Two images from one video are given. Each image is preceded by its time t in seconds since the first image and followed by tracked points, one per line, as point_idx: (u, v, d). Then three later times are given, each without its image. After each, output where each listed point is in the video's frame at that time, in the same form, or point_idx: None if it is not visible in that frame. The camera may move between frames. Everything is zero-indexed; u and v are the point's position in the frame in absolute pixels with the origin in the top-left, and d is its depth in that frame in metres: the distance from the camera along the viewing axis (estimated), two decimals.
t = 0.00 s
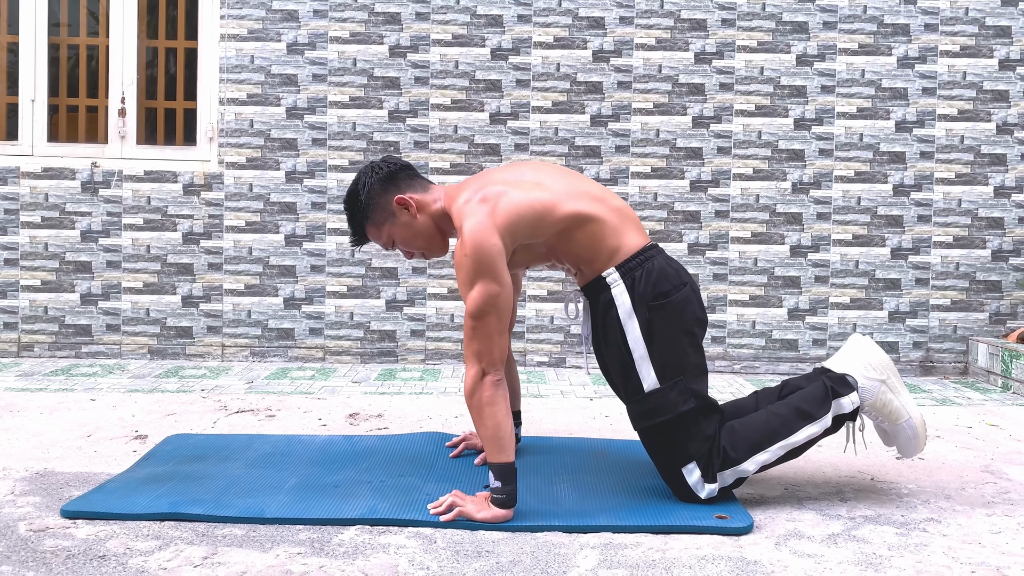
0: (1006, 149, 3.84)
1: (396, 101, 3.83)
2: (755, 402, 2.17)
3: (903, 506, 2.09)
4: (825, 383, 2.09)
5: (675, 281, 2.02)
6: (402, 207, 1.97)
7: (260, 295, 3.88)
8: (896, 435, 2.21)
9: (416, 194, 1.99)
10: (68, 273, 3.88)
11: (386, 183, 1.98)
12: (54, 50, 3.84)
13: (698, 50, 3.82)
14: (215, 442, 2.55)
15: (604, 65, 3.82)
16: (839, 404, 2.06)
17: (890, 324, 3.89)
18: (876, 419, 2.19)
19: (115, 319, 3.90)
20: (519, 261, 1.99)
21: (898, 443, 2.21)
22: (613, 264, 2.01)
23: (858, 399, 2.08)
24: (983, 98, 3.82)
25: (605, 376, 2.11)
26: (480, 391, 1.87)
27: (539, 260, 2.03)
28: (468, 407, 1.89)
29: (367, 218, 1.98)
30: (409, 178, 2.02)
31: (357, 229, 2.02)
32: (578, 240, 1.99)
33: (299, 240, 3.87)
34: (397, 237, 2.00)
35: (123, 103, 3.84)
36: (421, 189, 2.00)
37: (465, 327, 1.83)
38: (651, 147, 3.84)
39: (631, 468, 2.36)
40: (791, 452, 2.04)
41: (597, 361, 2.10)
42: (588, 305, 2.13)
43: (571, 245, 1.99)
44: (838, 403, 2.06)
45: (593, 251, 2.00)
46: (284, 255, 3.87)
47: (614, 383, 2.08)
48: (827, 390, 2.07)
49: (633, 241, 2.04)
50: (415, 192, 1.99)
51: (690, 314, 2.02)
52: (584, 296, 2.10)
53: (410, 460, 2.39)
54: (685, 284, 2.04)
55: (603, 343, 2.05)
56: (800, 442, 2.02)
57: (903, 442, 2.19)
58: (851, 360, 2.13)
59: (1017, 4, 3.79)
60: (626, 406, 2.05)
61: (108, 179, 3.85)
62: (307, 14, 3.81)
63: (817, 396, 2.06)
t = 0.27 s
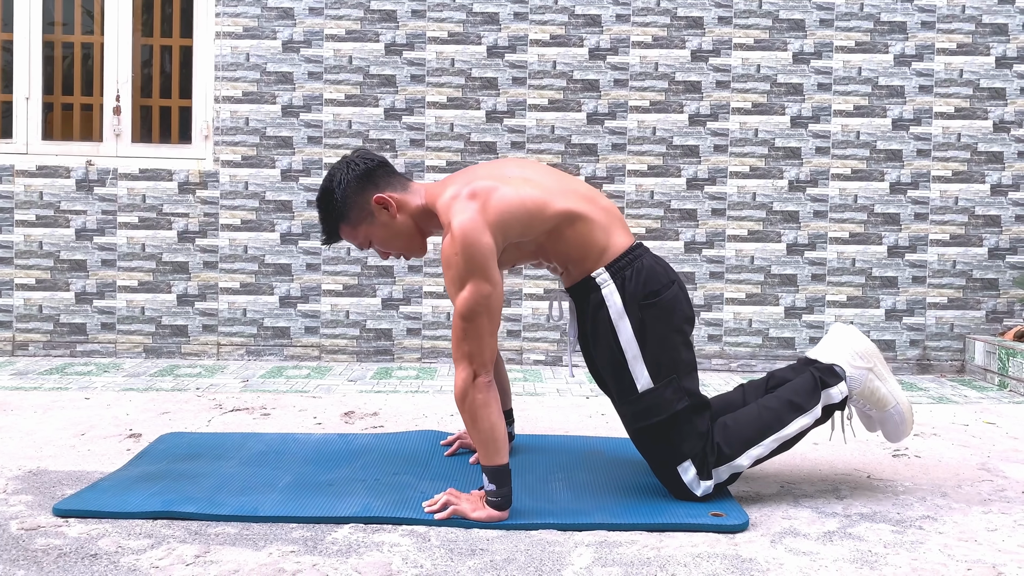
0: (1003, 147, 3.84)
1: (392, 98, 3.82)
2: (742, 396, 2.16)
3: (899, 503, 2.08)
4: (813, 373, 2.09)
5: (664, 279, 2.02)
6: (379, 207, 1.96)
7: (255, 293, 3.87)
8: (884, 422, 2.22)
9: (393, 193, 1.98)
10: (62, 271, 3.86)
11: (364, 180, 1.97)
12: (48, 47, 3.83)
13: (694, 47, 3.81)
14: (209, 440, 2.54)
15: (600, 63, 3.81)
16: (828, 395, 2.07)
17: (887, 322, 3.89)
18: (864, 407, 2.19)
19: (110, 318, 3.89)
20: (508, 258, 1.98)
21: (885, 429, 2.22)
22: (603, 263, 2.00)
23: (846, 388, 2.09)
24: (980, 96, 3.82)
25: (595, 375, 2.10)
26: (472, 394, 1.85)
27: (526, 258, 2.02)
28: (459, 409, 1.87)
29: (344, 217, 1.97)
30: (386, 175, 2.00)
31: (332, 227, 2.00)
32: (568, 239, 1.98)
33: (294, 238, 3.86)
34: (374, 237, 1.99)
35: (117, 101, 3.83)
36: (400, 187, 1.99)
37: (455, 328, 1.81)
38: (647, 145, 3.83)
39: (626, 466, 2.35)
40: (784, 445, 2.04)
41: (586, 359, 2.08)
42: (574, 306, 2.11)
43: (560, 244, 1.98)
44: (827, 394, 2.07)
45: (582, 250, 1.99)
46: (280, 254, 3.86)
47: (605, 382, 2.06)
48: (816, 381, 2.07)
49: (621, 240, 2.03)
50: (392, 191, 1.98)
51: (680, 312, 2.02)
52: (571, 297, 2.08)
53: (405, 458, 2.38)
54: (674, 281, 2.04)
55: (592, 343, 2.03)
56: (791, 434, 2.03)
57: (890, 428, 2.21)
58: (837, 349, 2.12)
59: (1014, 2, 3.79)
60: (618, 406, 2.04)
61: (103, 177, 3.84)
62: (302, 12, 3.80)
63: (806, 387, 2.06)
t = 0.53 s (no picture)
0: (999, 145, 3.84)
1: (388, 96, 3.81)
2: (730, 391, 2.16)
3: (895, 501, 2.08)
4: (798, 365, 2.10)
5: (652, 278, 2.02)
6: (363, 211, 1.95)
7: (251, 292, 3.86)
8: (867, 411, 2.24)
9: (376, 197, 1.97)
10: (57, 270, 3.85)
11: (346, 182, 1.96)
12: (42, 45, 3.82)
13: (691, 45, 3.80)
14: (204, 439, 2.53)
15: (597, 60, 3.81)
16: (814, 386, 2.08)
17: (883, 320, 3.89)
18: (847, 397, 2.20)
19: (106, 317, 3.87)
20: (497, 258, 1.97)
21: (867, 417, 2.24)
22: (592, 263, 1.99)
23: (830, 378, 2.10)
24: (976, 94, 3.82)
25: (584, 377, 2.09)
26: (465, 395, 1.84)
27: (515, 258, 2.01)
28: (452, 411, 1.86)
29: (327, 220, 1.96)
30: (370, 177, 2.00)
31: (313, 231, 1.99)
32: (556, 239, 1.97)
33: (290, 236, 3.85)
34: (356, 241, 1.99)
35: (112, 99, 3.82)
36: (383, 190, 1.99)
37: (446, 330, 1.80)
38: (644, 143, 3.83)
39: (621, 464, 2.35)
40: (775, 437, 2.05)
41: (575, 359, 2.08)
42: (560, 309, 2.10)
43: (549, 244, 1.98)
44: (814, 385, 2.08)
45: (571, 250, 1.99)
46: (276, 252, 3.85)
47: (595, 383, 2.05)
48: (801, 372, 2.08)
49: (609, 240, 2.03)
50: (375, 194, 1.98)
51: (669, 312, 2.02)
52: (559, 299, 2.07)
53: (401, 456, 2.38)
54: (662, 280, 2.04)
55: (582, 343, 2.03)
56: (782, 426, 2.04)
57: (872, 416, 2.22)
58: (819, 340, 2.13)
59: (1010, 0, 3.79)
60: (609, 406, 2.03)
61: (98, 175, 3.83)
62: (298, 10, 3.79)
63: (792, 379, 2.08)
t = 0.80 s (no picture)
0: (997, 143, 3.84)
1: (386, 95, 3.81)
2: (731, 390, 2.16)
3: (893, 499, 2.09)
4: (799, 367, 2.10)
5: (650, 274, 2.02)
6: (368, 207, 1.95)
7: (249, 290, 3.86)
8: (869, 415, 2.24)
9: (382, 194, 1.97)
10: (55, 269, 3.84)
11: (352, 180, 1.97)
12: (39, 43, 3.81)
13: (689, 44, 3.80)
14: (203, 438, 2.53)
15: (595, 59, 3.81)
16: (815, 387, 2.07)
17: (881, 318, 3.90)
18: (849, 400, 2.21)
19: (103, 315, 3.87)
20: (494, 257, 1.97)
21: (869, 422, 2.23)
22: (590, 259, 2.00)
23: (832, 381, 2.10)
24: (973, 93, 3.82)
25: (583, 372, 2.09)
26: (463, 390, 1.85)
27: (513, 255, 2.01)
28: (450, 406, 1.86)
29: (332, 216, 1.96)
30: (376, 175, 2.00)
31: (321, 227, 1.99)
32: (553, 236, 1.97)
33: (288, 235, 3.85)
34: (362, 237, 1.99)
35: (110, 97, 3.81)
36: (388, 188, 1.99)
37: (445, 325, 1.81)
38: (642, 141, 3.83)
39: (620, 462, 2.35)
40: (773, 437, 2.05)
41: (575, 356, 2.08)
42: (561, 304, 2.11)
43: (546, 242, 1.98)
44: (814, 387, 2.08)
45: (568, 247, 1.99)
46: (274, 251, 3.85)
47: (594, 378, 2.06)
48: (801, 374, 2.09)
49: (606, 237, 2.03)
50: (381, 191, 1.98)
51: (667, 307, 2.02)
52: (558, 294, 2.08)
53: (400, 455, 2.38)
54: (660, 276, 2.04)
55: (581, 339, 2.03)
56: (780, 426, 2.04)
57: (874, 421, 2.22)
58: (821, 343, 2.13)
59: None
60: (607, 401, 2.04)
61: (95, 174, 3.82)
62: (296, 8, 3.78)
63: (793, 380, 2.08)
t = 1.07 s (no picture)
0: (993, 143, 3.85)
1: (382, 94, 3.80)
2: (736, 395, 2.16)
3: (888, 500, 2.09)
4: (802, 373, 2.09)
5: (649, 273, 2.02)
6: (380, 201, 1.95)
7: (245, 290, 3.85)
8: (876, 429, 2.20)
9: (394, 190, 1.98)
10: (50, 268, 3.84)
11: (365, 178, 1.97)
12: (35, 42, 3.80)
13: (685, 43, 3.80)
14: (199, 439, 2.53)
15: (592, 58, 3.80)
16: (816, 395, 2.06)
17: (877, 318, 3.90)
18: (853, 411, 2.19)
19: (99, 315, 3.86)
20: (493, 257, 1.97)
21: (875, 435, 2.20)
22: (588, 258, 2.00)
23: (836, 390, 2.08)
24: (970, 92, 3.82)
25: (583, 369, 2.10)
26: (459, 386, 1.85)
27: (513, 256, 2.01)
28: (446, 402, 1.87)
29: (343, 211, 1.96)
30: (390, 175, 2.01)
31: (334, 221, 1.99)
32: (551, 236, 1.97)
33: (285, 234, 3.84)
34: (373, 232, 1.97)
35: (106, 96, 3.80)
36: (399, 186, 1.99)
37: (443, 323, 1.81)
38: (639, 141, 3.83)
39: (617, 462, 2.35)
40: (771, 441, 2.04)
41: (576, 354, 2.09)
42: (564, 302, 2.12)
43: (545, 242, 1.98)
44: (815, 394, 2.06)
45: (566, 247, 1.99)
46: (270, 250, 3.85)
47: (591, 374, 2.06)
48: (805, 380, 2.07)
49: (607, 235, 2.03)
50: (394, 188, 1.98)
51: (666, 305, 2.01)
52: (560, 293, 2.08)
53: (396, 455, 2.38)
54: (659, 275, 2.03)
55: (580, 337, 2.03)
56: (779, 431, 2.03)
57: (880, 434, 2.19)
58: (829, 352, 2.13)
59: None
60: (604, 398, 2.04)
61: (91, 173, 3.81)
62: (292, 7, 3.77)
63: (795, 386, 2.06)
